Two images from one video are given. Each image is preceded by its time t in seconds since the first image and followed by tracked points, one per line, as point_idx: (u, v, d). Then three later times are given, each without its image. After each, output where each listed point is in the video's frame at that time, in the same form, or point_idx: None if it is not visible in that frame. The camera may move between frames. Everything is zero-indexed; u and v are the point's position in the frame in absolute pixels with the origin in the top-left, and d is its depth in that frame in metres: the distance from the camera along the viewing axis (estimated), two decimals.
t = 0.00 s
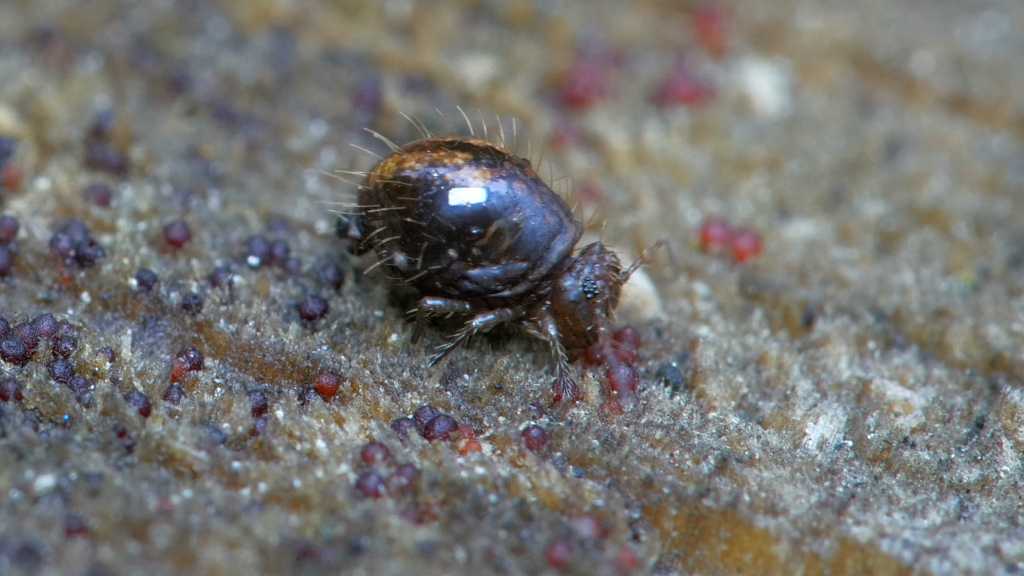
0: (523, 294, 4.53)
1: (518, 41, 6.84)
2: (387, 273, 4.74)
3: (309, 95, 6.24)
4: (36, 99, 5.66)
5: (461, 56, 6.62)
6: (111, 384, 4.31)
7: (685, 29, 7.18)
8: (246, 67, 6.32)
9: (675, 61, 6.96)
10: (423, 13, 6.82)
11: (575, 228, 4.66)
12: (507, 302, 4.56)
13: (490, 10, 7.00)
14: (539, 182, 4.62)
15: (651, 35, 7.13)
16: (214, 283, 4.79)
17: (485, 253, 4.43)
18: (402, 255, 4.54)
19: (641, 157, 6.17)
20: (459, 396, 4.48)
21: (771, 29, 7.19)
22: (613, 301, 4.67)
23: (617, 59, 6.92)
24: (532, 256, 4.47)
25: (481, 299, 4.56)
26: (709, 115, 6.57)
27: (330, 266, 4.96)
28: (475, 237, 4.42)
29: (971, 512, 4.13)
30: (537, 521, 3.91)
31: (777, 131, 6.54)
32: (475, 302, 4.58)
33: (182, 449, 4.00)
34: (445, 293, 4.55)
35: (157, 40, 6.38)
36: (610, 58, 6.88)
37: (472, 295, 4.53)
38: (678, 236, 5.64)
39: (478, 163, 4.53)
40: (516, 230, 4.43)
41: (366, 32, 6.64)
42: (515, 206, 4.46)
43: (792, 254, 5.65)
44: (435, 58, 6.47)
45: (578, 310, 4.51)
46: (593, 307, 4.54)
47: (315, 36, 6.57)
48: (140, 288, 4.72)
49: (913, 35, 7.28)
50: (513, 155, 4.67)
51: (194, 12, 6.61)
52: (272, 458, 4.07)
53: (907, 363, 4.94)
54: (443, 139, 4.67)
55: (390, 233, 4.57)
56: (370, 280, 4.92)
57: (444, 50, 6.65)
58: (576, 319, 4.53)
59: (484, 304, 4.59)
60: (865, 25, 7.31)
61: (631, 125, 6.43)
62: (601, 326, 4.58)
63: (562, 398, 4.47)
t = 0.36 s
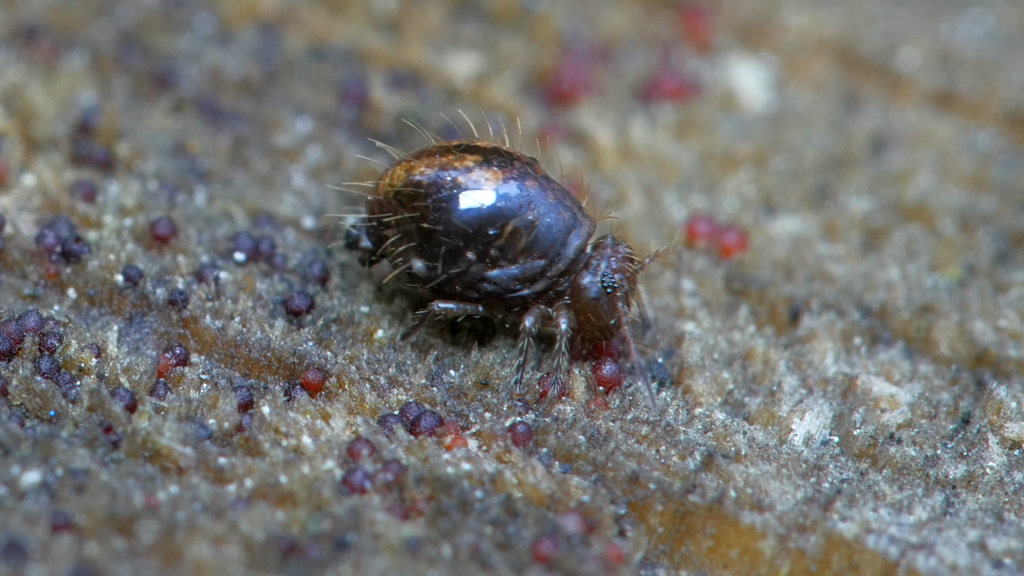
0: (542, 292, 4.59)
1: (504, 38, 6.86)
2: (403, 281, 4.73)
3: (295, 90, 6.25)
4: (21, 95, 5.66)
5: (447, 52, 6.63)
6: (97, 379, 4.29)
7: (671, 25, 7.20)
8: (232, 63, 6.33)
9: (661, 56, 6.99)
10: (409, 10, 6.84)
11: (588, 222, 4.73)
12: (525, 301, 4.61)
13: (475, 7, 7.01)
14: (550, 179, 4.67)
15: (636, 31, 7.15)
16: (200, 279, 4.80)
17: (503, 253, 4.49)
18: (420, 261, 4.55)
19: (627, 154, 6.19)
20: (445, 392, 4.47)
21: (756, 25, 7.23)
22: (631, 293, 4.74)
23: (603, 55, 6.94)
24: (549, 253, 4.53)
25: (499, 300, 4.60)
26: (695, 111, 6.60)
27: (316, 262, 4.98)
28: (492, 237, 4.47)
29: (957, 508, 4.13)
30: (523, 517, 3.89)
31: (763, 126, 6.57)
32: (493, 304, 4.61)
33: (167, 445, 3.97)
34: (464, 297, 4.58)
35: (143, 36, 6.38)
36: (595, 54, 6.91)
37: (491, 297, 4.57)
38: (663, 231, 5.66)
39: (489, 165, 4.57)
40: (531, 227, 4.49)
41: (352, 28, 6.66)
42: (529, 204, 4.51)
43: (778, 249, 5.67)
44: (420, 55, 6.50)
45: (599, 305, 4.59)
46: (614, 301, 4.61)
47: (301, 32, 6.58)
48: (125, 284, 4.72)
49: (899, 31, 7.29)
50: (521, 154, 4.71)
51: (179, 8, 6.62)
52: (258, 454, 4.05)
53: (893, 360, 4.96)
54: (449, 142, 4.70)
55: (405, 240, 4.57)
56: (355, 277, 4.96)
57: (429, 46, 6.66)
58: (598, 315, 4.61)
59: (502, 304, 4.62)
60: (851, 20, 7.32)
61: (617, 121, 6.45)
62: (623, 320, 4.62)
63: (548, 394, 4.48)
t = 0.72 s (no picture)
0: (543, 292, 4.60)
1: (496, 35, 6.87)
2: (405, 282, 4.70)
3: (287, 88, 6.25)
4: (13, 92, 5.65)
5: (439, 49, 6.64)
6: (88, 377, 4.29)
7: (663, 22, 7.21)
8: (224, 60, 6.34)
9: (653, 54, 6.99)
10: (401, 7, 6.85)
11: (588, 221, 4.74)
12: (527, 301, 4.63)
13: (467, 4, 7.02)
14: (550, 178, 4.66)
15: (628, 29, 7.16)
16: (192, 277, 4.80)
17: (506, 254, 4.47)
18: (423, 263, 4.52)
19: (619, 151, 6.19)
20: (437, 389, 4.47)
21: (748, 23, 7.24)
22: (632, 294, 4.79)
23: (595, 52, 6.95)
24: (551, 252, 4.54)
25: (501, 300, 4.60)
26: (686, 109, 6.60)
27: (307, 260, 5.00)
28: (495, 238, 4.44)
29: (949, 505, 4.12)
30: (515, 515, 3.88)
31: (755, 124, 6.58)
32: (494, 303, 4.62)
33: (159, 443, 3.96)
34: (467, 298, 4.58)
35: (135, 33, 6.39)
36: (587, 51, 6.92)
37: (494, 297, 4.57)
38: (655, 228, 5.65)
39: (489, 166, 4.55)
40: (534, 227, 4.48)
41: (344, 25, 6.66)
42: (531, 204, 4.50)
43: (770, 247, 5.68)
44: (411, 53, 6.52)
45: (602, 308, 4.63)
46: (616, 303, 4.66)
47: (292, 30, 6.58)
48: (117, 282, 4.72)
49: (891, 29, 7.29)
50: (520, 154, 4.69)
51: (171, 6, 6.62)
52: (249, 451, 4.04)
53: (884, 357, 4.96)
54: (449, 143, 4.68)
55: (407, 242, 4.54)
56: (347, 275, 4.97)
57: (421, 43, 6.67)
58: (599, 317, 4.65)
59: (504, 304, 4.65)
60: (843, 18, 7.33)
61: (608, 118, 6.46)
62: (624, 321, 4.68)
63: (540, 391, 4.48)
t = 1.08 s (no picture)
0: (540, 292, 4.60)
1: (494, 35, 6.87)
2: (400, 281, 4.70)
3: (285, 87, 6.25)
4: (11, 91, 5.65)
5: (437, 49, 6.64)
6: (86, 376, 4.28)
7: (661, 21, 7.21)
8: (222, 59, 6.34)
9: (651, 53, 6.99)
10: (398, 7, 6.85)
11: (585, 222, 4.75)
12: (523, 301, 4.62)
13: (465, 4, 7.02)
14: (548, 179, 4.67)
15: (626, 28, 7.16)
16: (190, 276, 4.80)
17: (502, 255, 4.48)
18: (419, 262, 4.52)
19: (616, 151, 6.20)
20: (434, 388, 4.47)
21: (746, 22, 7.24)
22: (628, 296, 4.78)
23: (593, 52, 6.95)
24: (547, 253, 4.55)
25: (497, 300, 4.60)
26: (684, 108, 6.59)
27: (305, 259, 5.00)
28: (492, 238, 4.45)
29: (947, 504, 4.12)
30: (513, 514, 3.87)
31: (753, 123, 6.58)
32: (489, 303, 4.62)
33: (157, 442, 3.96)
34: (462, 298, 4.57)
35: (133, 33, 6.39)
36: (585, 51, 6.92)
37: (490, 298, 4.57)
38: (653, 228, 5.65)
39: (487, 166, 4.56)
40: (531, 228, 4.49)
41: (342, 25, 6.66)
42: (528, 205, 4.51)
43: (768, 246, 5.68)
44: (409, 52, 6.52)
45: (599, 310, 4.62)
46: (613, 305, 4.64)
47: (290, 30, 6.58)
48: (115, 281, 4.72)
49: (889, 28, 7.29)
50: (518, 154, 4.70)
51: (169, 5, 6.63)
52: (247, 450, 4.03)
53: (882, 357, 4.96)
54: (447, 142, 4.68)
55: (404, 241, 4.54)
56: (344, 274, 4.97)
57: (418, 43, 6.67)
58: (595, 318, 4.65)
59: (500, 304, 4.64)
60: (841, 17, 7.33)
61: (606, 118, 6.46)
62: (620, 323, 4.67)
63: (537, 391, 4.47)
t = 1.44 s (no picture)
0: (541, 292, 4.59)
1: (494, 35, 6.87)
2: (401, 282, 4.70)
3: (285, 87, 6.25)
4: (11, 91, 5.65)
5: (437, 49, 6.64)
6: (86, 376, 4.28)
7: (661, 21, 7.21)
8: (222, 59, 6.34)
9: (652, 53, 6.99)
10: (398, 7, 6.85)
11: (586, 222, 4.75)
12: (524, 302, 4.62)
13: (465, 4, 7.02)
14: (548, 179, 4.67)
15: (626, 28, 7.16)
16: (189, 277, 4.80)
17: (504, 255, 4.48)
18: (421, 263, 4.52)
19: (617, 151, 6.20)
20: (435, 389, 4.47)
21: (747, 22, 7.25)
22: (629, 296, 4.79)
23: (594, 52, 6.95)
24: (549, 254, 4.55)
25: (499, 300, 4.60)
26: (684, 109, 6.59)
27: (305, 259, 5.00)
28: (493, 239, 4.45)
29: (947, 504, 4.12)
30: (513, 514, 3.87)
31: (754, 123, 6.58)
32: (491, 304, 4.62)
33: (157, 442, 3.96)
34: (464, 298, 4.57)
35: (133, 33, 6.39)
36: (585, 51, 6.92)
37: (491, 298, 4.57)
38: (653, 228, 5.65)
39: (488, 166, 4.56)
40: (532, 229, 4.49)
41: (341, 25, 6.66)
42: (529, 205, 4.51)
43: (768, 246, 5.68)
44: (409, 52, 6.52)
45: (600, 309, 4.61)
46: (614, 305, 4.64)
47: (290, 30, 6.58)
48: (115, 281, 4.73)
49: (888, 28, 7.30)
50: (519, 154, 4.70)
51: (169, 6, 6.63)
52: (247, 451, 4.03)
53: (882, 357, 4.97)
54: (447, 143, 4.68)
55: (405, 242, 4.54)
56: (344, 274, 4.97)
57: (418, 43, 6.67)
58: (596, 318, 4.64)
59: (501, 305, 4.63)
60: (841, 17, 7.33)
61: (606, 118, 6.46)
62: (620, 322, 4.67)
63: (538, 391, 4.47)
